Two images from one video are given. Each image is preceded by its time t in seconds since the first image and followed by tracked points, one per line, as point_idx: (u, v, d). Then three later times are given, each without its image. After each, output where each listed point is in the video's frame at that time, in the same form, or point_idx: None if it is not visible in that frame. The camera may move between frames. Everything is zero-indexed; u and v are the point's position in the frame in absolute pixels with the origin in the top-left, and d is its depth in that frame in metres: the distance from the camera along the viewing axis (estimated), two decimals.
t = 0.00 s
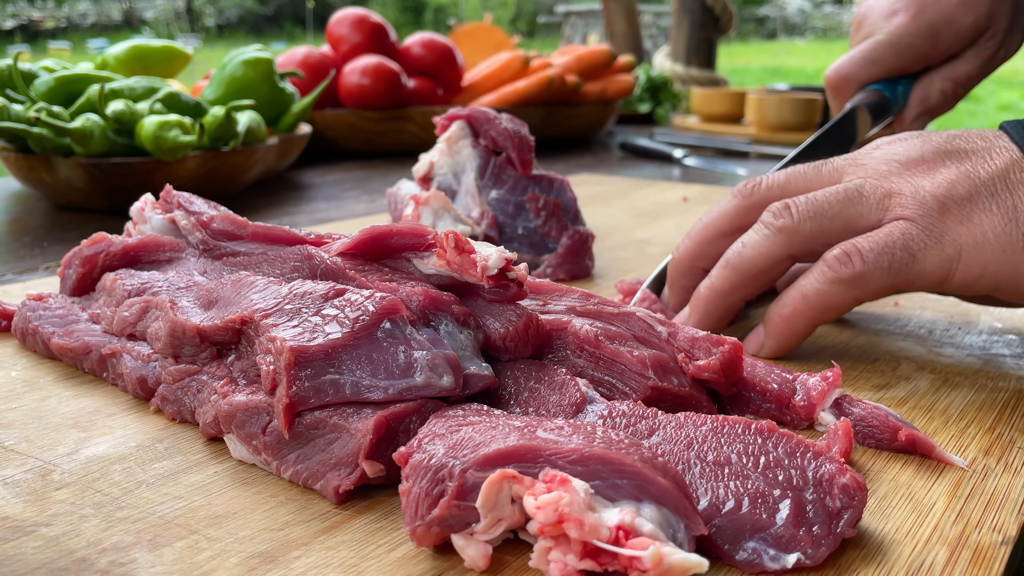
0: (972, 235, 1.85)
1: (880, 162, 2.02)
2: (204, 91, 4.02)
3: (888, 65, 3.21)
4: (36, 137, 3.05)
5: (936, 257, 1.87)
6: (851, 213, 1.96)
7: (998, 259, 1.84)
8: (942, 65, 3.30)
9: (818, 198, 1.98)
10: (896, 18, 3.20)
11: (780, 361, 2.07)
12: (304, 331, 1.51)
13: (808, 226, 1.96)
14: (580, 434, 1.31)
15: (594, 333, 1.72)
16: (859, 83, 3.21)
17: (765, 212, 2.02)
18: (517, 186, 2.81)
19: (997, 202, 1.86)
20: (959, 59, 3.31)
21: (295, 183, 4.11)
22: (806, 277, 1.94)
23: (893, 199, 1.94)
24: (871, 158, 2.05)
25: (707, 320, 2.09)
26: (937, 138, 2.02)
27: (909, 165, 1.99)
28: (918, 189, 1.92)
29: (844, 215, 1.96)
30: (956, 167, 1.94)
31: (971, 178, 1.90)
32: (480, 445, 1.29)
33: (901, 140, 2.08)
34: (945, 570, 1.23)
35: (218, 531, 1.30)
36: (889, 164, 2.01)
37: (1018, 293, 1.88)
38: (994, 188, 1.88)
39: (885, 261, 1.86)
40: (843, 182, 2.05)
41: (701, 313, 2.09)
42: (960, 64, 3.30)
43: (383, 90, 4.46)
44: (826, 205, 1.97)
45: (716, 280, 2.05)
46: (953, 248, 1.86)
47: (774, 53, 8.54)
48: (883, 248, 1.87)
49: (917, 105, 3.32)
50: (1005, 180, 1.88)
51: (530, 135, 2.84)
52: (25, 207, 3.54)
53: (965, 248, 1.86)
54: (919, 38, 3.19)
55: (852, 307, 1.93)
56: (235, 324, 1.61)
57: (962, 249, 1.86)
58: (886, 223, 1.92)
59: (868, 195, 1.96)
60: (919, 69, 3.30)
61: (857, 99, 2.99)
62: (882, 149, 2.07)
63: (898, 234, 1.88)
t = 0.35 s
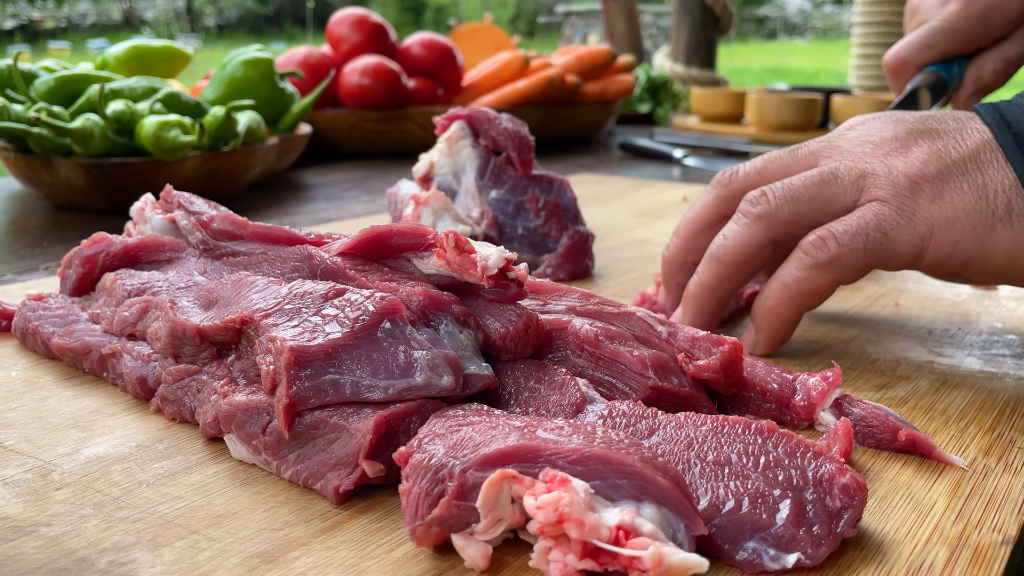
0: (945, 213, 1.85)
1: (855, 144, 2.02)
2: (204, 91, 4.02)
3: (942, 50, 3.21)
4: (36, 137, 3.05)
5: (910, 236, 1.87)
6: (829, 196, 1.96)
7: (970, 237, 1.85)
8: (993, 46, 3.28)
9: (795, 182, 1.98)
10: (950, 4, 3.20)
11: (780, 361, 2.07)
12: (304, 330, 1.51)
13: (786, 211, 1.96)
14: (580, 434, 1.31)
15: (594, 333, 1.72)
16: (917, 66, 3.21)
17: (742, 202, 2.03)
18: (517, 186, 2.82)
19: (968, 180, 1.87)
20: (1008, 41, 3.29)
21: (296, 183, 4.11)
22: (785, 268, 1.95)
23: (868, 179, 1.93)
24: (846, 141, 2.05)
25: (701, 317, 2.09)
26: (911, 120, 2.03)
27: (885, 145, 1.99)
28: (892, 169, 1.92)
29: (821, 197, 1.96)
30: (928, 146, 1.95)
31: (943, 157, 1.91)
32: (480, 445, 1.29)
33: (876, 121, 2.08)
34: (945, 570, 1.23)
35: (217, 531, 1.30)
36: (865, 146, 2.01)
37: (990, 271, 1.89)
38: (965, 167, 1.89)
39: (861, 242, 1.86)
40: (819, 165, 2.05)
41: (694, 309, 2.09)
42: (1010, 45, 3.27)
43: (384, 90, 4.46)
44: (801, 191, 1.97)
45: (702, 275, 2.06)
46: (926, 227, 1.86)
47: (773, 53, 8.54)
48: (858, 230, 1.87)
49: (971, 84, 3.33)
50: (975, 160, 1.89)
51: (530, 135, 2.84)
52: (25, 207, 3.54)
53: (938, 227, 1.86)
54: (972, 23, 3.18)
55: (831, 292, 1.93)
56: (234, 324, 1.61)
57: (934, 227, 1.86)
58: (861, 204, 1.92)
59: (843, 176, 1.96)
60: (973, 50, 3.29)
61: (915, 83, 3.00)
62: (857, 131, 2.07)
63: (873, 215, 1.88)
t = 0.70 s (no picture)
0: (818, 190, 1.83)
1: (718, 124, 1.96)
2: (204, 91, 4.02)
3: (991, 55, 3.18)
4: (36, 137, 3.04)
5: (789, 221, 1.85)
6: (704, 193, 1.92)
7: (847, 207, 1.84)
8: None
9: (665, 178, 1.93)
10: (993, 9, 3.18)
11: (781, 362, 2.07)
12: (303, 330, 1.51)
13: (662, 211, 1.93)
14: (580, 434, 1.31)
15: (594, 332, 1.72)
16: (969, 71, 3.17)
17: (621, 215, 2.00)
18: (517, 187, 2.82)
19: (830, 148, 1.83)
20: None
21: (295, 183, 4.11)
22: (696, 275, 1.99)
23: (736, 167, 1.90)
24: (708, 122, 1.98)
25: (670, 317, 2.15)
26: (765, 84, 1.95)
27: (744, 122, 1.93)
28: (755, 151, 1.88)
29: (691, 191, 1.92)
30: (785, 116, 1.89)
31: (799, 127, 1.87)
32: (480, 445, 1.29)
33: (736, 89, 2.00)
34: (945, 570, 1.23)
35: (217, 531, 1.30)
36: (725, 125, 1.95)
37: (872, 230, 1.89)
38: (824, 134, 1.84)
39: (746, 244, 1.86)
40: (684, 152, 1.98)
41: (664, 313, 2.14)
42: None
43: (384, 90, 4.46)
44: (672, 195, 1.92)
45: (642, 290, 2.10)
46: (799, 207, 1.85)
47: (773, 53, 8.40)
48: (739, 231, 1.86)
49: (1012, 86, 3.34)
50: (831, 123, 1.84)
51: (530, 135, 2.84)
52: (25, 207, 3.54)
53: (812, 205, 1.85)
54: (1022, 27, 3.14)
55: (741, 287, 1.96)
56: (234, 323, 1.61)
57: (810, 205, 1.84)
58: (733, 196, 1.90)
59: (710, 166, 1.91)
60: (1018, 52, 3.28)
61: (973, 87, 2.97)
62: (717, 108, 1.99)
63: (748, 210, 1.86)
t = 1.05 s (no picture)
0: (778, 252, 1.91)
1: (679, 176, 2.03)
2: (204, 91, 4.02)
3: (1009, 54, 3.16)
4: (36, 137, 3.05)
5: (750, 284, 1.94)
6: (666, 247, 2.02)
7: (807, 266, 1.92)
8: None
9: (624, 229, 2.02)
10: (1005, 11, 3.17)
11: (781, 362, 2.08)
12: (304, 331, 1.51)
13: (618, 259, 2.03)
14: (580, 434, 1.31)
15: (594, 333, 1.72)
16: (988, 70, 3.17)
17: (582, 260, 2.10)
18: (517, 187, 2.82)
19: (789, 210, 1.90)
20: None
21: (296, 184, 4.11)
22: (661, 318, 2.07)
23: (696, 225, 1.98)
24: (672, 172, 2.05)
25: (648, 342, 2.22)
26: (727, 138, 2.00)
27: (706, 177, 1.99)
28: (716, 211, 1.96)
29: (652, 245, 2.01)
30: (745, 176, 1.96)
31: (760, 188, 1.93)
32: (480, 445, 1.29)
33: (698, 140, 2.06)
34: (945, 570, 1.23)
35: (218, 531, 1.30)
36: (687, 179, 2.01)
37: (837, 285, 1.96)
38: (784, 196, 1.91)
39: (705, 305, 1.94)
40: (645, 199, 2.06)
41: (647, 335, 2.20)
42: None
43: (384, 90, 4.46)
44: (630, 249, 2.01)
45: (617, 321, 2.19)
46: (756, 269, 1.93)
47: (773, 53, 8.47)
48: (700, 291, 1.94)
49: None
50: (791, 183, 1.90)
51: (529, 135, 2.85)
52: (25, 207, 3.54)
53: (773, 267, 1.93)
54: None
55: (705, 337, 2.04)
56: (235, 324, 1.61)
57: (766, 268, 1.93)
58: (693, 253, 1.98)
59: (670, 221, 1.99)
60: None
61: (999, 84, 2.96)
62: (683, 157, 2.06)
63: (705, 269, 1.95)
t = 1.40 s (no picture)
0: (802, 254, 1.89)
1: (719, 176, 2.03)
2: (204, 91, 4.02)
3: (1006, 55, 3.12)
4: (36, 137, 3.05)
5: (771, 284, 1.92)
6: (692, 239, 2.00)
7: (825, 273, 1.90)
8: None
9: (656, 211, 2.00)
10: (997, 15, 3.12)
11: (781, 362, 2.07)
12: (304, 331, 1.51)
13: (642, 243, 2.01)
14: (580, 434, 1.31)
15: (594, 333, 1.72)
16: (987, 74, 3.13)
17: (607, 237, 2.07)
18: (517, 187, 2.82)
19: (819, 218, 1.89)
20: None
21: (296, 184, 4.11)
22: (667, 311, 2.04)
23: (726, 222, 1.98)
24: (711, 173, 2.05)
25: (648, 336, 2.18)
26: (767, 148, 2.03)
27: (743, 180, 2.00)
28: (748, 211, 1.95)
29: (682, 233, 2.00)
30: (779, 183, 1.97)
31: (793, 194, 1.93)
32: (480, 445, 1.29)
33: (739, 150, 2.08)
34: (945, 570, 1.23)
35: (218, 531, 1.30)
36: (727, 180, 2.02)
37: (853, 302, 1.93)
38: (816, 204, 1.90)
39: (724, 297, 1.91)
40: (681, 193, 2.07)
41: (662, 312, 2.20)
42: None
43: (384, 90, 4.46)
44: (660, 232, 1.99)
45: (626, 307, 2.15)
46: (781, 270, 1.91)
47: (773, 53, 8.47)
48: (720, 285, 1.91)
49: None
50: (824, 193, 1.91)
51: (530, 136, 2.84)
52: (25, 207, 3.54)
53: (793, 269, 1.91)
54: None
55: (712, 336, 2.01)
56: (235, 324, 1.61)
57: (789, 270, 1.91)
58: (718, 247, 1.97)
59: (704, 214, 1.99)
60: None
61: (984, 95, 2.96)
62: (725, 162, 2.07)
63: (729, 263, 1.92)
